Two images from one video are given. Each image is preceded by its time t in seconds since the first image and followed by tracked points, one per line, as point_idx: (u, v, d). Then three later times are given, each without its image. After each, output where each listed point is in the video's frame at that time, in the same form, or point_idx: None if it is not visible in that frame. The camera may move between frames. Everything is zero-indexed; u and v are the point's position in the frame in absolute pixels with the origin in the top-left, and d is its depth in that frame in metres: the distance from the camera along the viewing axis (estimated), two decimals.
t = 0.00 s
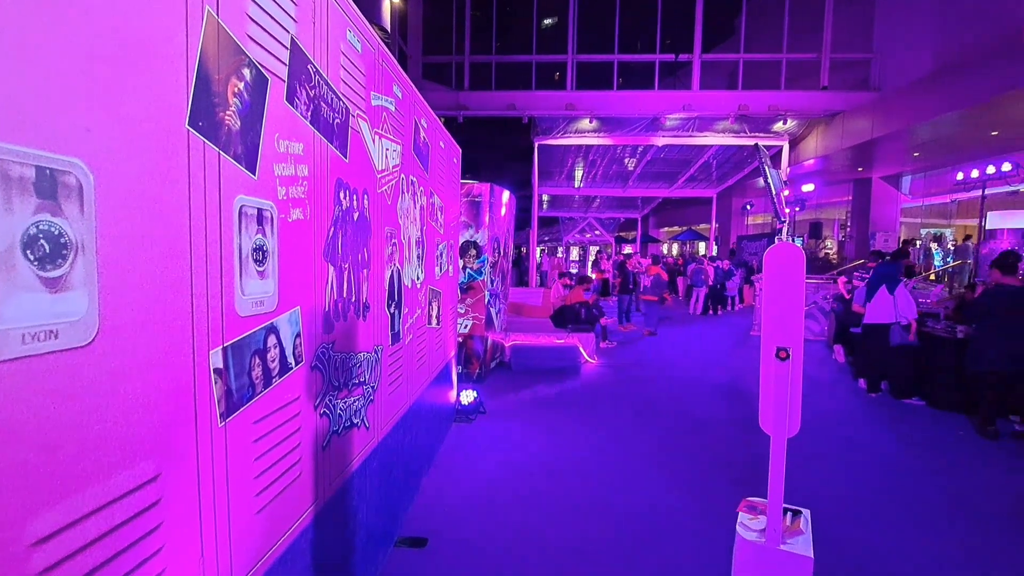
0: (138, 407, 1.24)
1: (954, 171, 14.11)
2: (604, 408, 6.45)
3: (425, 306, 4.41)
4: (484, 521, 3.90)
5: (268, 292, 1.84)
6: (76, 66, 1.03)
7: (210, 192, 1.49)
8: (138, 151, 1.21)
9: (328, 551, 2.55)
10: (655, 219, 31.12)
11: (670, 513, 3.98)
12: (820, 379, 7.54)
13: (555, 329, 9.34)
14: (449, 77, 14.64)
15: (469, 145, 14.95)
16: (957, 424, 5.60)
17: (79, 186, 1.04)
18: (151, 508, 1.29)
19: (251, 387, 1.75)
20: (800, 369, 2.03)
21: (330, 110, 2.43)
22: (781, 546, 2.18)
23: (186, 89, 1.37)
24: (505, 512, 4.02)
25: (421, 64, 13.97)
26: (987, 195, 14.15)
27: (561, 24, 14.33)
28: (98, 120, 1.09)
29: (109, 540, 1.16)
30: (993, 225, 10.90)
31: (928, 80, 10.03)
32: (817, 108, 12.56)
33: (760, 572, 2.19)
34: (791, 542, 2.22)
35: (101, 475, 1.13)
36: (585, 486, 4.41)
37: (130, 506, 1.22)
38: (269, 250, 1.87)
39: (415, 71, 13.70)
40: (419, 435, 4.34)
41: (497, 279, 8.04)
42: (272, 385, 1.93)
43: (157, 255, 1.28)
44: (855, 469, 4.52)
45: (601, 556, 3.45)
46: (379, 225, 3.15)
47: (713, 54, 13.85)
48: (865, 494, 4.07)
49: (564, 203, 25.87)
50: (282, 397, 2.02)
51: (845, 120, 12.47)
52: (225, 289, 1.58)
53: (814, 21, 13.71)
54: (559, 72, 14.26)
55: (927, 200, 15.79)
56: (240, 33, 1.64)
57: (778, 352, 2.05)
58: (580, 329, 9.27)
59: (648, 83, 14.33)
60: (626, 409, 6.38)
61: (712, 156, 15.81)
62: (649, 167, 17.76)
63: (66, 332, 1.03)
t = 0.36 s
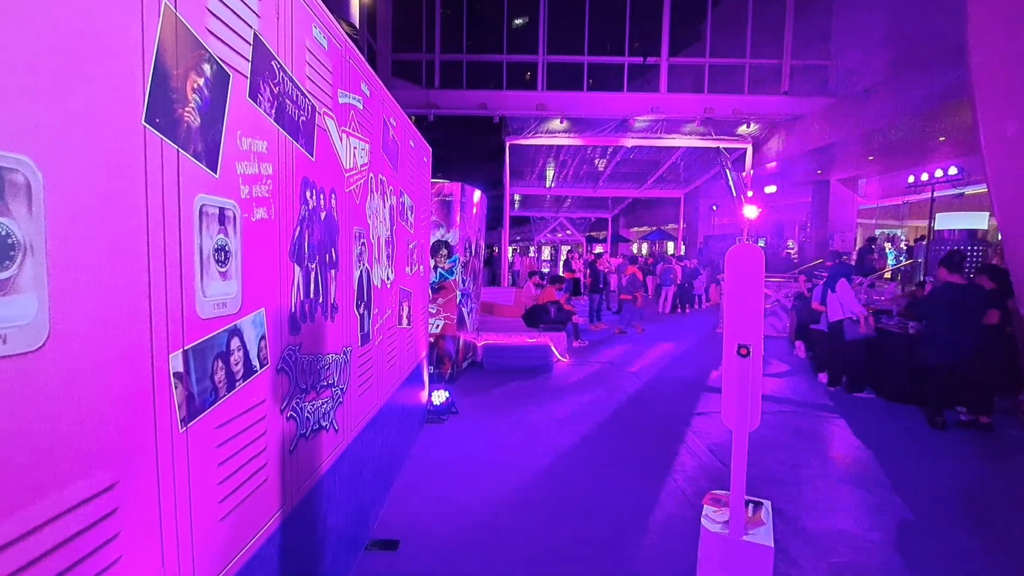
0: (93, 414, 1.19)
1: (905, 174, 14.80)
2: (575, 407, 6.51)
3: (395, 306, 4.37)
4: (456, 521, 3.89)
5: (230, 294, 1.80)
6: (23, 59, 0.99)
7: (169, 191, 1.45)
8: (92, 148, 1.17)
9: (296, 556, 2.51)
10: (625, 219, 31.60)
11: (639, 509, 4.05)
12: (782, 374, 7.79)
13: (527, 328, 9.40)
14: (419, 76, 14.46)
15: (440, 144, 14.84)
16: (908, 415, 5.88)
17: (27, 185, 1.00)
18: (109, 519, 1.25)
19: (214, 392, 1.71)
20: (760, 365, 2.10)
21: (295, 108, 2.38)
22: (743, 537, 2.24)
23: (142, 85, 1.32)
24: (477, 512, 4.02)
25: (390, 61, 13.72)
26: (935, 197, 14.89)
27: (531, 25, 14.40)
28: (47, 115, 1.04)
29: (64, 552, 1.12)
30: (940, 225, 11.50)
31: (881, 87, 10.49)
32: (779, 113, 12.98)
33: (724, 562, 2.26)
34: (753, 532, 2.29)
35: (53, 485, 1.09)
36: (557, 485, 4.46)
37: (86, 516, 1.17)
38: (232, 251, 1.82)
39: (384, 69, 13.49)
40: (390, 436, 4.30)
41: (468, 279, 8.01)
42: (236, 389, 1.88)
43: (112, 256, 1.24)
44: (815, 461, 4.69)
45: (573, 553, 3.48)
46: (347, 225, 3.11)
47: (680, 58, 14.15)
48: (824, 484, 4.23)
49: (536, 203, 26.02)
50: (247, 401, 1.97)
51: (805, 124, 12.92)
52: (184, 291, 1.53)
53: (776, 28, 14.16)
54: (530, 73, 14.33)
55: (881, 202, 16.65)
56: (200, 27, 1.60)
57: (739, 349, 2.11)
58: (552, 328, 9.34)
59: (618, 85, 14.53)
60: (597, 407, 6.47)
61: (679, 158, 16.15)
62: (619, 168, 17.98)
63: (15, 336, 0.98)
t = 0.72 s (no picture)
0: (38, 421, 1.14)
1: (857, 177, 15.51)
2: (544, 405, 6.56)
3: (362, 307, 4.31)
4: (425, 523, 3.87)
5: (187, 296, 1.74)
6: None
7: (120, 188, 1.40)
8: (36, 144, 1.12)
9: (259, 564, 2.45)
10: (593, 219, 31.97)
11: (607, 504, 4.12)
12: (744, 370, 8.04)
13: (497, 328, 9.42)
14: (386, 72, 14.18)
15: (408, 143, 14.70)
16: (859, 408, 6.17)
17: None
18: (58, 530, 1.20)
19: (169, 397, 1.66)
20: (719, 362, 2.16)
21: (255, 104, 2.32)
22: (704, 528, 2.31)
23: (89, 78, 1.27)
24: (446, 512, 4.01)
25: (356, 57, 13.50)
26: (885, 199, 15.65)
27: (499, 25, 14.43)
28: None
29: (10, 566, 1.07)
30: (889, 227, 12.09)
31: (835, 94, 10.96)
32: (740, 117, 13.39)
33: (686, 554, 2.32)
34: (714, 524, 2.36)
35: None
36: (526, 483, 4.48)
37: (33, 528, 1.12)
38: (188, 251, 1.77)
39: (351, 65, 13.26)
40: (356, 439, 4.23)
41: (437, 279, 7.95)
42: (193, 394, 1.82)
43: (58, 255, 1.19)
44: (774, 453, 4.87)
45: (541, 549, 3.52)
46: (311, 224, 3.05)
47: (645, 61, 14.42)
48: (782, 475, 4.40)
49: (505, 203, 26.05)
50: (205, 405, 1.91)
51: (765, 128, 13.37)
52: (137, 292, 1.47)
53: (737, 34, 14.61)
54: (499, 72, 14.35)
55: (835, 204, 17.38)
56: (152, 19, 1.54)
57: (699, 347, 2.17)
58: (522, 326, 9.38)
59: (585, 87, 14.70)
60: (566, 405, 6.53)
61: (645, 159, 16.46)
62: (587, 168, 18.19)
63: None
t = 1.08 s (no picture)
0: None
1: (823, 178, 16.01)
2: (521, 405, 6.58)
3: (336, 309, 4.25)
4: (402, 525, 3.85)
5: (151, 299, 1.69)
6: None
7: (78, 189, 1.35)
8: None
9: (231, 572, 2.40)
10: (568, 219, 32.16)
11: (583, 501, 4.16)
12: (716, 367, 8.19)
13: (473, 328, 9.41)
14: (360, 71, 13.97)
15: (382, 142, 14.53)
16: (826, 401, 6.37)
17: None
18: (16, 543, 1.15)
19: (134, 403, 1.61)
20: (690, 359, 2.21)
21: (222, 102, 2.27)
22: (677, 523, 2.36)
23: (45, 74, 1.23)
24: (423, 514, 3.99)
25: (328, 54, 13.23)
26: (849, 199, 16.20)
27: (474, 24, 14.40)
28: None
29: None
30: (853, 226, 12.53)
31: (801, 97, 11.29)
32: (711, 119, 13.67)
33: (660, 548, 2.36)
34: (686, 518, 2.42)
35: None
36: (503, 483, 4.48)
37: None
38: (152, 253, 1.72)
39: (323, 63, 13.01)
40: (332, 443, 4.17)
41: (412, 279, 7.89)
42: (159, 401, 1.78)
43: (10, 257, 1.14)
44: (744, 448, 4.99)
45: (518, 549, 3.53)
46: (282, 225, 3.00)
47: (619, 63, 14.59)
48: (753, 469, 4.51)
49: (481, 203, 26.02)
50: (172, 412, 1.86)
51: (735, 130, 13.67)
52: (98, 296, 1.43)
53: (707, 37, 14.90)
54: (474, 72, 14.33)
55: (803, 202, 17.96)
56: (111, 13, 1.49)
57: (671, 345, 2.22)
58: (500, 328, 9.31)
59: (560, 87, 14.79)
60: (542, 405, 6.57)
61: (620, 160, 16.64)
62: (563, 168, 18.29)
63: None
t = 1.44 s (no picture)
0: None
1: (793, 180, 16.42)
2: (499, 406, 6.57)
3: (310, 310, 4.19)
4: (379, 528, 3.81)
5: (114, 302, 1.64)
6: None
7: (34, 188, 1.30)
8: None
9: None
10: (546, 219, 32.26)
11: (561, 502, 4.18)
12: (691, 365, 8.31)
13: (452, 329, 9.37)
14: (335, 69, 13.75)
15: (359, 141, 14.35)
16: (797, 397, 6.53)
17: None
18: None
19: (97, 409, 1.56)
20: (663, 358, 2.24)
21: (189, 99, 2.21)
22: (651, 519, 2.39)
23: None
24: (401, 517, 3.96)
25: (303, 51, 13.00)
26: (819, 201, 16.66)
27: (451, 23, 14.33)
28: None
29: None
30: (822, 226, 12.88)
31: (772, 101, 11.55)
32: (687, 120, 13.88)
33: (635, 544, 2.39)
34: (659, 514, 2.45)
35: None
36: (481, 485, 4.47)
37: None
38: (115, 254, 1.66)
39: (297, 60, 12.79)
40: (306, 446, 4.11)
41: (389, 280, 7.83)
42: (124, 406, 1.73)
43: None
44: (719, 444, 5.08)
45: (496, 550, 3.54)
46: (253, 225, 2.94)
47: (596, 64, 14.71)
48: (726, 465, 4.59)
49: (459, 203, 25.93)
50: (137, 417, 1.81)
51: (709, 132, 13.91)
52: (57, 299, 1.38)
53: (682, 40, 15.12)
54: (452, 72, 14.27)
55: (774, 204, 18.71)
56: (70, 6, 1.44)
57: (645, 344, 2.24)
58: (477, 327, 9.25)
59: (538, 88, 14.83)
60: (521, 405, 6.58)
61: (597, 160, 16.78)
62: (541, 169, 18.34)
63: None
